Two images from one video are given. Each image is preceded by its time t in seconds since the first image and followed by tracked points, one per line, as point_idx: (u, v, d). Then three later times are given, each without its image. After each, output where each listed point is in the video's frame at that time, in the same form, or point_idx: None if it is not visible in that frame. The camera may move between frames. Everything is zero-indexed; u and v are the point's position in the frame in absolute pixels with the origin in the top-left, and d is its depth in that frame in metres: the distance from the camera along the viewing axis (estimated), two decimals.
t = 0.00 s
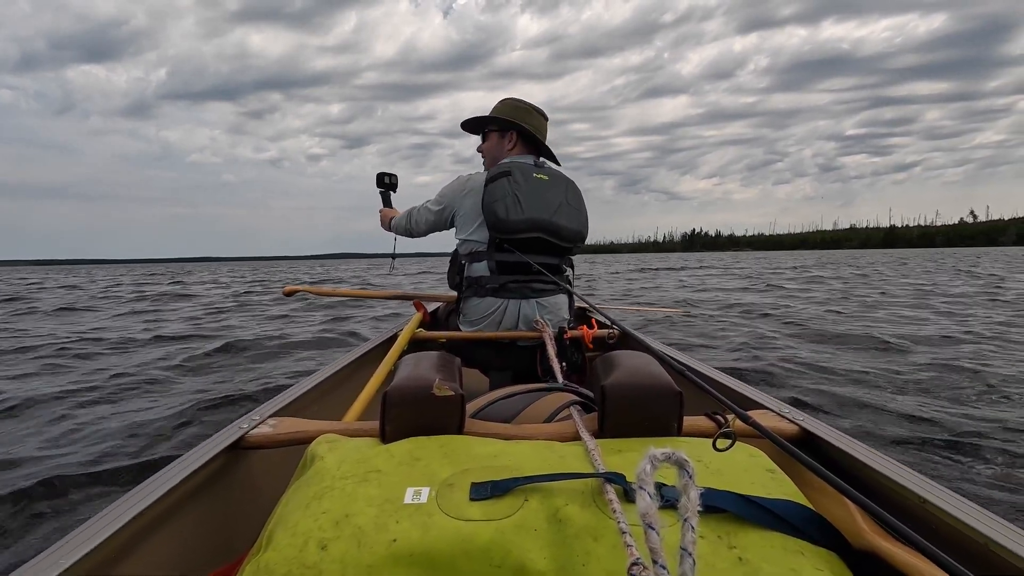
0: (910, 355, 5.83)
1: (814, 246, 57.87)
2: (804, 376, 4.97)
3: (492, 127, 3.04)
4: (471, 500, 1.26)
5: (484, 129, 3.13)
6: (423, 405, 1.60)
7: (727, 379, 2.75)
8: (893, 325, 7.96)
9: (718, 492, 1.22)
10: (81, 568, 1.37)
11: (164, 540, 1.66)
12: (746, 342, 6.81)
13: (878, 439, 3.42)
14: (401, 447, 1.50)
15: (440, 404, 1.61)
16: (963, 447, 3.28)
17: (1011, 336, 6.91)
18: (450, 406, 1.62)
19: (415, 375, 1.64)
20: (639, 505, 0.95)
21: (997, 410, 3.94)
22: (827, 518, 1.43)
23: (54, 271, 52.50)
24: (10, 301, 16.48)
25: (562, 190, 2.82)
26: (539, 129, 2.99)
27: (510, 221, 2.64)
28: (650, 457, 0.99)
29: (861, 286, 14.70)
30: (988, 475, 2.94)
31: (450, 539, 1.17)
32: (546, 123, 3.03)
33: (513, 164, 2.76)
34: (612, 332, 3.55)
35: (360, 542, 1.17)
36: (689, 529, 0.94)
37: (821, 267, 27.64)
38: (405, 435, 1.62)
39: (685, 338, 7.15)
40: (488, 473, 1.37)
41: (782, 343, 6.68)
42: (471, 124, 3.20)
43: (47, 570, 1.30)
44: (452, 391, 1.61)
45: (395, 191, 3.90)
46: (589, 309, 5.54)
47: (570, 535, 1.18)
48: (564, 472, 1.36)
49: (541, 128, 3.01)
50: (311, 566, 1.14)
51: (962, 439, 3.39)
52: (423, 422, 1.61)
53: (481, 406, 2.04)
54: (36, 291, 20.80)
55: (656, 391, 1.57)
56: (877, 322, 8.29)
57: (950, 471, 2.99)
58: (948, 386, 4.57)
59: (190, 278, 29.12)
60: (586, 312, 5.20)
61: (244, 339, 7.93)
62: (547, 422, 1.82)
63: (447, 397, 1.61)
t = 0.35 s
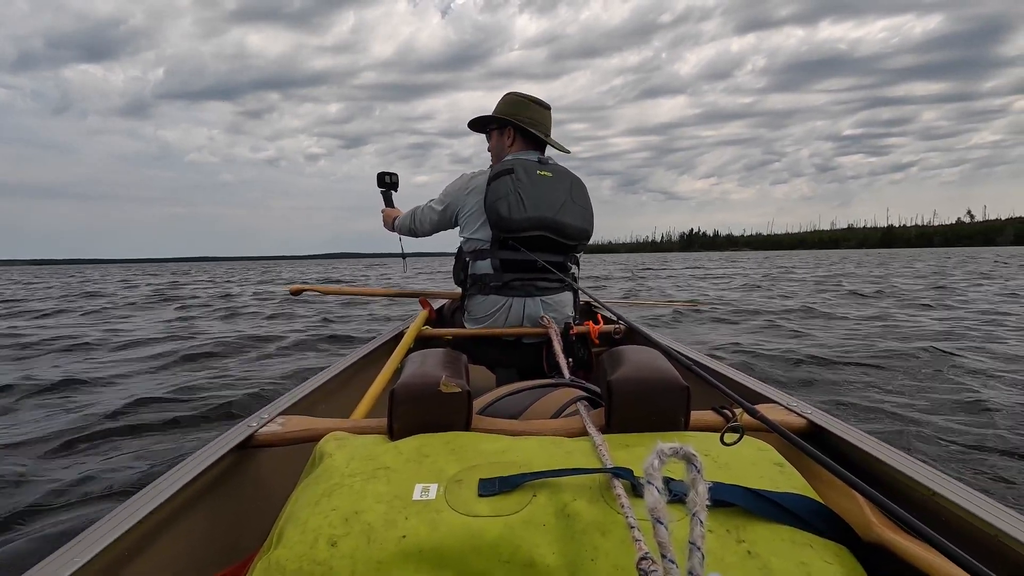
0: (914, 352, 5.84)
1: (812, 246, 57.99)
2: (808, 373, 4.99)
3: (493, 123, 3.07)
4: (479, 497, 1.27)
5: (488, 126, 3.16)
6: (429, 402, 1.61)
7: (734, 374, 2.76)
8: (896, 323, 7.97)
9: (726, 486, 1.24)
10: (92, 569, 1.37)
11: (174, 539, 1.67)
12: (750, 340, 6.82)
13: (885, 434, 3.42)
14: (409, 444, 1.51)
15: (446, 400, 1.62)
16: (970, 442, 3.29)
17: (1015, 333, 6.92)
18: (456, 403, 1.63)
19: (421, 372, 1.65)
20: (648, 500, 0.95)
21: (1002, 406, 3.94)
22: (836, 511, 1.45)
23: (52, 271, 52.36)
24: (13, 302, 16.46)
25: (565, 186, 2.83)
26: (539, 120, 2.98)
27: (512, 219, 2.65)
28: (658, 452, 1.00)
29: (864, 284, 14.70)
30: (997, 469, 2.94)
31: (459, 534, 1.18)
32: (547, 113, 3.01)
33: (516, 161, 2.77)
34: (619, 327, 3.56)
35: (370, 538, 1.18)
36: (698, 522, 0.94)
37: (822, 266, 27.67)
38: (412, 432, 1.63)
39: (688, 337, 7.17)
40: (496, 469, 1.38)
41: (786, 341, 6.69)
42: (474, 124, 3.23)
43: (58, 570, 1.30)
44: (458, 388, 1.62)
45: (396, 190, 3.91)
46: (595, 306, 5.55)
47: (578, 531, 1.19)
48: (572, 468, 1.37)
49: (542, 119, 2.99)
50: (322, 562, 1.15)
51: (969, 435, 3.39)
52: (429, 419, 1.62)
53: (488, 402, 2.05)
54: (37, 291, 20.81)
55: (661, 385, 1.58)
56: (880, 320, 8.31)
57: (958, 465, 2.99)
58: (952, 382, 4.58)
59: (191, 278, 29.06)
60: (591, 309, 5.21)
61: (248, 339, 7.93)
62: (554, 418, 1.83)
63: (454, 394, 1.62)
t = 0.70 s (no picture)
0: (920, 354, 5.85)
1: (811, 245, 58.11)
2: (815, 375, 5.00)
3: (498, 127, 3.09)
4: (488, 501, 1.28)
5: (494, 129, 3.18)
6: (438, 406, 1.62)
7: (744, 378, 2.77)
8: (901, 323, 7.98)
9: (737, 492, 1.25)
10: (105, 571, 1.38)
11: (185, 542, 1.67)
12: (756, 341, 6.84)
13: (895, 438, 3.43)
14: (418, 448, 1.52)
15: (455, 405, 1.63)
16: (980, 446, 3.29)
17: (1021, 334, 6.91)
18: (465, 407, 1.64)
19: (430, 376, 1.67)
20: (656, 505, 0.96)
21: (1010, 409, 3.95)
22: (849, 516, 1.47)
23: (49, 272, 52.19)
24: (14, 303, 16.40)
25: (570, 190, 2.84)
26: (543, 123, 2.98)
27: (518, 225, 2.67)
28: (667, 457, 1.01)
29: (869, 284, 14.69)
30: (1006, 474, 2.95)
31: (468, 538, 1.19)
32: (552, 116, 3.01)
33: (520, 166, 2.80)
34: (627, 331, 3.57)
35: (379, 542, 1.19)
36: (708, 528, 0.96)
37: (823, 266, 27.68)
38: (422, 437, 1.64)
39: (695, 338, 7.18)
40: (504, 473, 1.40)
41: (791, 342, 6.70)
42: (481, 124, 3.23)
43: (75, 570, 1.31)
44: (467, 392, 1.63)
45: (396, 189, 3.92)
46: (602, 307, 5.56)
47: (587, 535, 1.20)
48: (580, 473, 1.38)
49: (546, 122, 2.99)
50: (332, 565, 1.16)
51: (979, 440, 3.39)
52: (439, 424, 1.64)
53: (497, 406, 2.06)
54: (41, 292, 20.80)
55: (671, 389, 1.60)
56: (885, 321, 8.31)
57: (967, 470, 3.00)
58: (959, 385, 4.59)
59: (191, 279, 28.98)
60: (600, 311, 5.22)
61: (254, 341, 7.93)
62: (563, 423, 1.84)
63: (462, 398, 1.63)
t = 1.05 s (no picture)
0: (926, 355, 5.85)
1: (810, 245, 58.21)
2: (822, 376, 5.00)
3: (510, 130, 3.11)
4: (493, 500, 1.28)
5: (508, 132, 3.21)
6: (446, 404, 1.62)
7: (752, 379, 2.78)
8: (908, 324, 7.97)
9: (744, 494, 1.26)
10: (111, 566, 1.37)
11: (191, 538, 1.67)
12: (762, 342, 6.84)
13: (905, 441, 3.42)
14: (424, 446, 1.52)
15: (462, 403, 1.63)
16: (989, 448, 3.28)
17: None
18: (472, 405, 1.64)
19: (438, 374, 1.67)
20: (664, 506, 0.97)
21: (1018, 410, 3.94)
22: (858, 519, 1.48)
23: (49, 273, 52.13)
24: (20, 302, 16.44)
25: (579, 189, 2.84)
26: (551, 123, 2.97)
27: (526, 222, 2.67)
28: (674, 458, 1.02)
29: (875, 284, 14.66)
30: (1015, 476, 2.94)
31: (474, 536, 1.19)
32: (561, 116, 3.00)
33: (529, 164, 2.80)
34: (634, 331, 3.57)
35: (385, 539, 1.19)
36: (715, 529, 0.96)
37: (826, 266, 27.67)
38: (429, 435, 1.65)
39: (701, 338, 7.18)
40: (510, 472, 1.40)
41: (795, 342, 6.72)
42: (496, 127, 3.27)
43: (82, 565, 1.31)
44: (474, 390, 1.63)
45: (404, 194, 3.92)
46: (609, 308, 5.56)
47: (593, 535, 1.20)
48: (586, 473, 1.39)
49: (555, 122, 2.98)
50: (337, 562, 1.16)
51: (988, 442, 3.38)
52: (446, 422, 1.64)
53: (504, 405, 2.07)
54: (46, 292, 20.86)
55: (680, 388, 1.60)
56: (892, 321, 8.30)
57: (977, 472, 3.00)
58: (966, 387, 4.58)
59: (193, 280, 28.99)
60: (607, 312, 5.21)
61: (260, 342, 7.93)
62: (570, 422, 1.84)
63: (469, 396, 1.63)
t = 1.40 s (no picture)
0: (929, 356, 5.86)
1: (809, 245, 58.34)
2: (826, 377, 5.01)
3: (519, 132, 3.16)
4: (494, 497, 1.29)
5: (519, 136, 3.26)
6: (449, 400, 1.63)
7: (756, 382, 2.79)
8: (913, 324, 7.97)
9: (745, 497, 1.27)
10: (117, 552, 1.38)
11: (195, 527, 1.68)
12: (767, 342, 6.86)
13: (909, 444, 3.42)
14: (427, 442, 1.53)
15: (465, 399, 1.63)
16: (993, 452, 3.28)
17: None
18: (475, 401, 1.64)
19: (441, 369, 1.67)
20: (664, 506, 0.97)
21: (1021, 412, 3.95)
22: (859, 523, 1.50)
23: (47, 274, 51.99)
24: (25, 303, 16.46)
25: (583, 186, 2.84)
26: (554, 119, 2.97)
27: (529, 219, 2.67)
28: (675, 458, 1.03)
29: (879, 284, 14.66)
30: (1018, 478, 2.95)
31: (473, 533, 1.20)
32: (564, 112, 3.00)
33: (533, 161, 2.81)
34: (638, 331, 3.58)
35: (385, 534, 1.20)
36: (715, 532, 0.96)
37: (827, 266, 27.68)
38: (432, 430, 1.66)
39: (706, 338, 7.20)
40: (511, 470, 1.40)
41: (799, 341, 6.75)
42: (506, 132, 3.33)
43: (89, 550, 1.32)
44: (477, 387, 1.64)
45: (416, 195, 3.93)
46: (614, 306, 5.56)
47: (593, 534, 1.20)
48: (588, 471, 1.39)
49: (558, 118, 2.97)
50: (337, 556, 1.17)
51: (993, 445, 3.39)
52: (449, 418, 1.65)
53: (507, 402, 2.07)
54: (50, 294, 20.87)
55: (683, 387, 1.61)
56: (896, 321, 8.31)
57: (980, 476, 3.00)
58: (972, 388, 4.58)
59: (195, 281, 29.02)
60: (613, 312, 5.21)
61: (265, 343, 7.92)
62: (573, 421, 1.85)
63: (473, 393, 1.63)
